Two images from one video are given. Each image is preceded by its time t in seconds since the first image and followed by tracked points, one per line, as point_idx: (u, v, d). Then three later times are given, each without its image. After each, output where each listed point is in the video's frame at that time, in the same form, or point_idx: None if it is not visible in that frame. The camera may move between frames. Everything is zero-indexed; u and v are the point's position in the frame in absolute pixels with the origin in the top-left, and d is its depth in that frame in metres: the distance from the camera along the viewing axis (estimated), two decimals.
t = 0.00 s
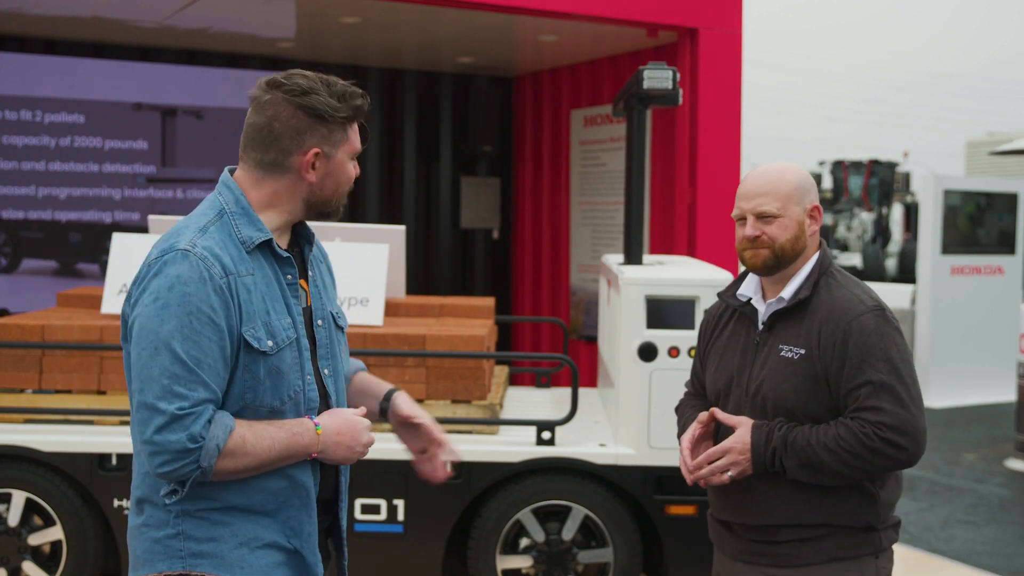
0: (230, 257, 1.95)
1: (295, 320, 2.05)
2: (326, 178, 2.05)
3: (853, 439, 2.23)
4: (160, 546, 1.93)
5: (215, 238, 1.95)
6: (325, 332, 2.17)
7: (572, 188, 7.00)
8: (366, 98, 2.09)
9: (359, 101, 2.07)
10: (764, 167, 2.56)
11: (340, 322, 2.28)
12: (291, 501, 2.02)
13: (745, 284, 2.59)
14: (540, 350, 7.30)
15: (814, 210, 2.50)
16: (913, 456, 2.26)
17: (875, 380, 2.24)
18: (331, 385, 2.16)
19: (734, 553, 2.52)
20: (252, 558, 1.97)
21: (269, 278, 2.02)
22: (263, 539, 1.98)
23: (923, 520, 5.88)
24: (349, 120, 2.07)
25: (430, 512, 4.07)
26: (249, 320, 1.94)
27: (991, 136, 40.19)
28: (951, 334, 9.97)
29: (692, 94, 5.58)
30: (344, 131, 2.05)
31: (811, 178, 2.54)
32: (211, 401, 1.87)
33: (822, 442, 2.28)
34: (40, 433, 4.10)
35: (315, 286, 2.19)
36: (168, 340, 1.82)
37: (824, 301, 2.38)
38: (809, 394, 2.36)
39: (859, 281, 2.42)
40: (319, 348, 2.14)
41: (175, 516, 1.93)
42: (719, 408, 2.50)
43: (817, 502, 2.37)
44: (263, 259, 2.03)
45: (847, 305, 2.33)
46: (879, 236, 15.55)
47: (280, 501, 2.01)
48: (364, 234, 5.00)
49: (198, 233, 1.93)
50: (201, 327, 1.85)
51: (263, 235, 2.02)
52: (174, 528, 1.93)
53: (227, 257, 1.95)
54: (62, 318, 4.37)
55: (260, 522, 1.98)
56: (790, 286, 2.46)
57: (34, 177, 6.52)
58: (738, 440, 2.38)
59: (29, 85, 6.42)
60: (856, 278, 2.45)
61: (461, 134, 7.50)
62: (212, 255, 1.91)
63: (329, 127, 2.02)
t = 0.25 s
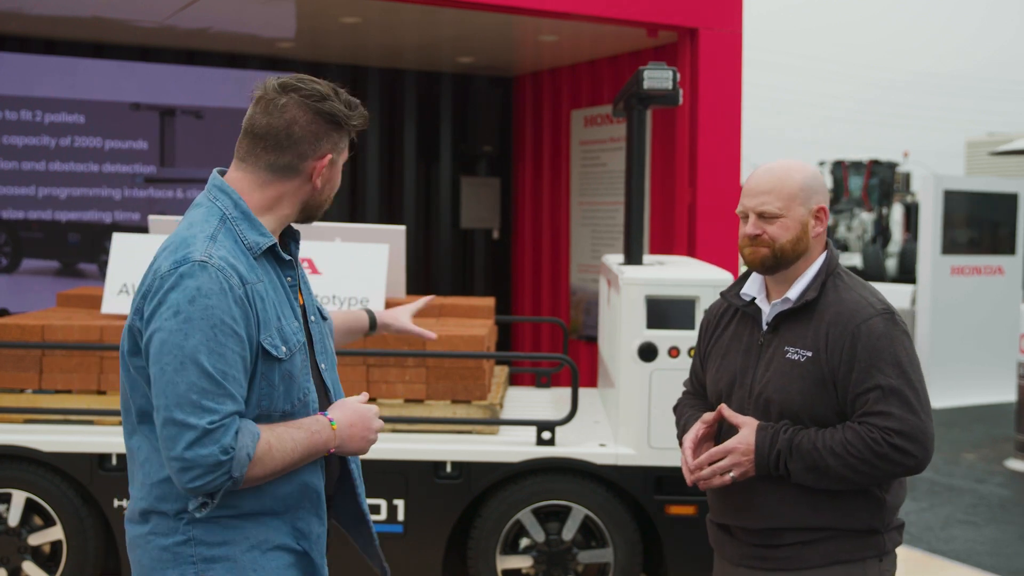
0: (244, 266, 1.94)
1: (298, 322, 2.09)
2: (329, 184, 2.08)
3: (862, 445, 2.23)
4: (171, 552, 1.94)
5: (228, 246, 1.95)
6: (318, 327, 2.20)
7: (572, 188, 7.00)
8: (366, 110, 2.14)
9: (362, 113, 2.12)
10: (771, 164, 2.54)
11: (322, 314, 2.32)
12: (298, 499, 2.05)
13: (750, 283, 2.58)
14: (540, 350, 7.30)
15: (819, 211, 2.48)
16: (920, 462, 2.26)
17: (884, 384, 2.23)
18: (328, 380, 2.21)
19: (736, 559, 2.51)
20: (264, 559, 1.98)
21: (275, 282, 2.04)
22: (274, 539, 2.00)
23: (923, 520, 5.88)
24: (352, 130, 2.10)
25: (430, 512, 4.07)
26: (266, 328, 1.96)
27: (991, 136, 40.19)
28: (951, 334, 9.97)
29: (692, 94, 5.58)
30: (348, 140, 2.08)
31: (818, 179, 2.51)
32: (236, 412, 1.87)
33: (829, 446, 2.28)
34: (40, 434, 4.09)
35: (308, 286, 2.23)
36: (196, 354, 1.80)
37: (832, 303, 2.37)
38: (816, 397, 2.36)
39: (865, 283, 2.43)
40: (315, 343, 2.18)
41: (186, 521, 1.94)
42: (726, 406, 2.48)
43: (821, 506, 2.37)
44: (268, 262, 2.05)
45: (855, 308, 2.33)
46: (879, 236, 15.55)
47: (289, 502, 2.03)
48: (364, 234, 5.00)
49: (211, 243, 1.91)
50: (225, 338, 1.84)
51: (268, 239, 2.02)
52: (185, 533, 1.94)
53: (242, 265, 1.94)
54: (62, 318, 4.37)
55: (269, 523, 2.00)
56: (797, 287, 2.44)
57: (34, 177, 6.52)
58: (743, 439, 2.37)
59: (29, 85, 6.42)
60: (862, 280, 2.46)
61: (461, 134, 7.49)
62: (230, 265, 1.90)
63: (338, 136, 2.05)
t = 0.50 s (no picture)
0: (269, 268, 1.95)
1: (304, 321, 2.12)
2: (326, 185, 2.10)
3: (869, 454, 2.22)
4: (190, 558, 1.92)
5: (251, 249, 1.94)
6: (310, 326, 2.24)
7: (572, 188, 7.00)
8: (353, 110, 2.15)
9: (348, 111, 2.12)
10: (774, 165, 2.52)
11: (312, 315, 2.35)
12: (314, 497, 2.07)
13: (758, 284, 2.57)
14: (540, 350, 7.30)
15: (819, 218, 2.44)
16: (929, 476, 2.24)
17: (894, 395, 2.22)
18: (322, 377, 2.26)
19: (738, 567, 2.50)
20: (284, 559, 1.99)
21: (288, 283, 2.05)
22: (293, 538, 2.02)
23: (923, 520, 5.88)
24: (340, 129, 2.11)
25: (430, 512, 4.07)
26: (291, 328, 1.98)
27: (991, 136, 40.18)
28: (950, 335, 9.97)
29: (692, 94, 5.58)
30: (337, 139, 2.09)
31: (822, 182, 2.47)
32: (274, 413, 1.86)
33: (836, 455, 2.26)
34: (40, 434, 4.09)
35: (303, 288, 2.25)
36: (241, 358, 1.79)
37: (842, 308, 2.36)
38: (824, 404, 2.35)
39: (877, 288, 2.41)
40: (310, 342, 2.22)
41: (205, 526, 1.93)
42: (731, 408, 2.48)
43: (823, 514, 2.36)
44: (280, 264, 2.06)
45: (867, 314, 2.31)
46: (878, 236, 15.55)
47: (305, 501, 2.06)
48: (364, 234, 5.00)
49: (236, 246, 1.90)
50: (265, 342, 1.83)
51: (280, 243, 2.03)
52: (205, 538, 1.92)
53: (267, 268, 1.94)
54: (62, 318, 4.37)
55: (288, 523, 2.02)
56: (807, 290, 2.43)
57: (34, 177, 6.52)
58: (744, 444, 2.37)
59: (29, 85, 6.42)
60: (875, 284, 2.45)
61: (461, 134, 7.49)
62: (260, 268, 1.90)
63: (329, 136, 2.05)
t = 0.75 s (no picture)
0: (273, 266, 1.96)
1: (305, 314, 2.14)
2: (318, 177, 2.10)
3: (852, 461, 2.20)
4: (198, 560, 1.92)
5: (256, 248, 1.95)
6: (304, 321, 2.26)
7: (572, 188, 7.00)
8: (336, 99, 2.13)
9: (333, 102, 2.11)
10: (786, 157, 2.51)
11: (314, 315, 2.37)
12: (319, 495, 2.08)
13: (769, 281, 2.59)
14: (540, 349, 7.30)
15: (820, 212, 2.41)
16: (915, 486, 2.20)
17: (883, 401, 2.19)
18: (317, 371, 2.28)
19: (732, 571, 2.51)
20: (292, 558, 2.00)
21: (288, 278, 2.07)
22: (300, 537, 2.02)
23: (923, 520, 5.88)
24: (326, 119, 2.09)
25: (430, 512, 4.07)
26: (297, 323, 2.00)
27: (991, 136, 40.17)
28: (951, 334, 9.97)
29: (692, 94, 5.58)
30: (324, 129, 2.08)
31: (827, 176, 2.42)
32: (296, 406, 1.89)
33: (822, 461, 2.25)
34: (40, 434, 4.09)
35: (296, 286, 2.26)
36: (262, 354, 1.80)
37: (841, 310, 2.32)
38: (814, 408, 2.32)
39: (885, 289, 2.37)
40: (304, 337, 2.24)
41: (213, 528, 1.93)
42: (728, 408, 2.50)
43: (816, 521, 2.34)
44: (281, 262, 2.07)
45: (863, 317, 2.27)
46: (879, 236, 15.55)
47: (310, 499, 2.06)
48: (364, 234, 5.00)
49: (242, 245, 1.90)
50: (282, 337, 1.85)
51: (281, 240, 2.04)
52: (212, 539, 1.93)
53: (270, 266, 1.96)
54: (62, 318, 4.37)
55: (294, 521, 2.02)
56: (809, 291, 2.40)
57: (34, 177, 6.52)
58: (733, 446, 2.38)
59: (30, 85, 6.42)
60: (882, 286, 2.39)
61: (461, 134, 7.49)
62: (265, 266, 1.91)
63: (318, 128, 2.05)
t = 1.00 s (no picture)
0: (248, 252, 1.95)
1: (294, 310, 2.10)
2: (272, 153, 2.00)
3: (818, 464, 2.10)
4: (190, 559, 1.91)
5: (230, 235, 1.95)
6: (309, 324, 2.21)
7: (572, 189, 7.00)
8: (312, 74, 2.04)
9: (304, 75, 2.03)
10: (778, 160, 2.41)
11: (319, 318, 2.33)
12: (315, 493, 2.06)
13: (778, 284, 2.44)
14: (540, 349, 7.30)
15: (806, 214, 2.30)
16: (885, 494, 2.07)
17: (850, 403, 2.07)
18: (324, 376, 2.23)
19: None
20: (285, 559, 1.98)
21: (269, 272, 2.05)
22: (294, 537, 2.00)
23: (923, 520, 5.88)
24: (297, 94, 2.02)
25: (430, 512, 4.07)
26: (267, 312, 1.95)
27: (991, 136, 40.19)
28: (951, 334, 9.98)
29: (692, 94, 5.58)
30: (283, 102, 1.99)
31: (812, 175, 2.31)
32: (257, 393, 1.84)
33: (794, 463, 2.16)
34: (40, 434, 4.09)
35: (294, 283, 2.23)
36: (213, 336, 1.76)
37: (830, 308, 2.21)
38: (798, 410, 2.24)
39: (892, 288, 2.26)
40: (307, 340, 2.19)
41: (204, 527, 1.91)
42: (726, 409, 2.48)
43: (801, 529, 2.23)
44: (258, 249, 2.06)
45: (846, 316, 2.16)
46: (878, 236, 15.57)
47: (304, 497, 2.04)
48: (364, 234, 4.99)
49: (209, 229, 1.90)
50: (237, 319, 1.81)
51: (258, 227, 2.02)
52: (204, 538, 1.91)
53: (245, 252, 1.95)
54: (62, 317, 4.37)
55: (288, 521, 2.00)
56: (806, 291, 2.30)
57: (34, 177, 6.51)
58: (720, 444, 2.35)
59: (29, 85, 6.42)
60: (885, 287, 2.24)
61: (461, 134, 7.49)
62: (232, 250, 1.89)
63: (268, 100, 1.98)
